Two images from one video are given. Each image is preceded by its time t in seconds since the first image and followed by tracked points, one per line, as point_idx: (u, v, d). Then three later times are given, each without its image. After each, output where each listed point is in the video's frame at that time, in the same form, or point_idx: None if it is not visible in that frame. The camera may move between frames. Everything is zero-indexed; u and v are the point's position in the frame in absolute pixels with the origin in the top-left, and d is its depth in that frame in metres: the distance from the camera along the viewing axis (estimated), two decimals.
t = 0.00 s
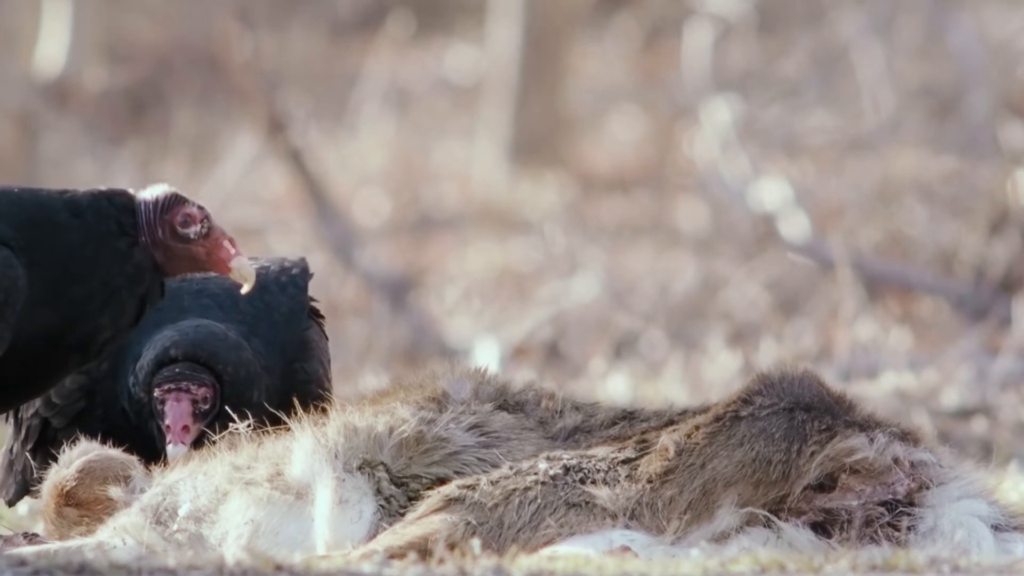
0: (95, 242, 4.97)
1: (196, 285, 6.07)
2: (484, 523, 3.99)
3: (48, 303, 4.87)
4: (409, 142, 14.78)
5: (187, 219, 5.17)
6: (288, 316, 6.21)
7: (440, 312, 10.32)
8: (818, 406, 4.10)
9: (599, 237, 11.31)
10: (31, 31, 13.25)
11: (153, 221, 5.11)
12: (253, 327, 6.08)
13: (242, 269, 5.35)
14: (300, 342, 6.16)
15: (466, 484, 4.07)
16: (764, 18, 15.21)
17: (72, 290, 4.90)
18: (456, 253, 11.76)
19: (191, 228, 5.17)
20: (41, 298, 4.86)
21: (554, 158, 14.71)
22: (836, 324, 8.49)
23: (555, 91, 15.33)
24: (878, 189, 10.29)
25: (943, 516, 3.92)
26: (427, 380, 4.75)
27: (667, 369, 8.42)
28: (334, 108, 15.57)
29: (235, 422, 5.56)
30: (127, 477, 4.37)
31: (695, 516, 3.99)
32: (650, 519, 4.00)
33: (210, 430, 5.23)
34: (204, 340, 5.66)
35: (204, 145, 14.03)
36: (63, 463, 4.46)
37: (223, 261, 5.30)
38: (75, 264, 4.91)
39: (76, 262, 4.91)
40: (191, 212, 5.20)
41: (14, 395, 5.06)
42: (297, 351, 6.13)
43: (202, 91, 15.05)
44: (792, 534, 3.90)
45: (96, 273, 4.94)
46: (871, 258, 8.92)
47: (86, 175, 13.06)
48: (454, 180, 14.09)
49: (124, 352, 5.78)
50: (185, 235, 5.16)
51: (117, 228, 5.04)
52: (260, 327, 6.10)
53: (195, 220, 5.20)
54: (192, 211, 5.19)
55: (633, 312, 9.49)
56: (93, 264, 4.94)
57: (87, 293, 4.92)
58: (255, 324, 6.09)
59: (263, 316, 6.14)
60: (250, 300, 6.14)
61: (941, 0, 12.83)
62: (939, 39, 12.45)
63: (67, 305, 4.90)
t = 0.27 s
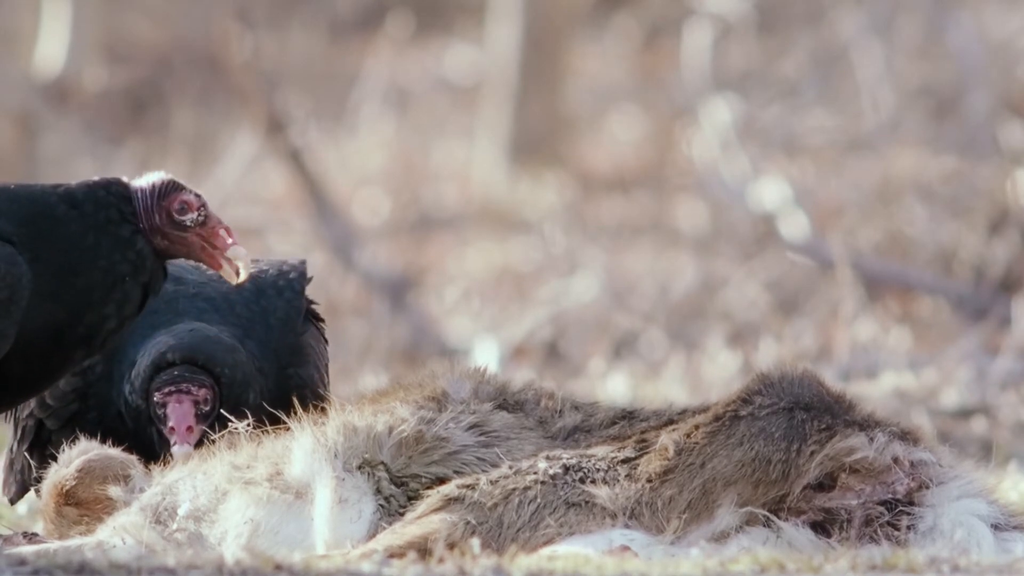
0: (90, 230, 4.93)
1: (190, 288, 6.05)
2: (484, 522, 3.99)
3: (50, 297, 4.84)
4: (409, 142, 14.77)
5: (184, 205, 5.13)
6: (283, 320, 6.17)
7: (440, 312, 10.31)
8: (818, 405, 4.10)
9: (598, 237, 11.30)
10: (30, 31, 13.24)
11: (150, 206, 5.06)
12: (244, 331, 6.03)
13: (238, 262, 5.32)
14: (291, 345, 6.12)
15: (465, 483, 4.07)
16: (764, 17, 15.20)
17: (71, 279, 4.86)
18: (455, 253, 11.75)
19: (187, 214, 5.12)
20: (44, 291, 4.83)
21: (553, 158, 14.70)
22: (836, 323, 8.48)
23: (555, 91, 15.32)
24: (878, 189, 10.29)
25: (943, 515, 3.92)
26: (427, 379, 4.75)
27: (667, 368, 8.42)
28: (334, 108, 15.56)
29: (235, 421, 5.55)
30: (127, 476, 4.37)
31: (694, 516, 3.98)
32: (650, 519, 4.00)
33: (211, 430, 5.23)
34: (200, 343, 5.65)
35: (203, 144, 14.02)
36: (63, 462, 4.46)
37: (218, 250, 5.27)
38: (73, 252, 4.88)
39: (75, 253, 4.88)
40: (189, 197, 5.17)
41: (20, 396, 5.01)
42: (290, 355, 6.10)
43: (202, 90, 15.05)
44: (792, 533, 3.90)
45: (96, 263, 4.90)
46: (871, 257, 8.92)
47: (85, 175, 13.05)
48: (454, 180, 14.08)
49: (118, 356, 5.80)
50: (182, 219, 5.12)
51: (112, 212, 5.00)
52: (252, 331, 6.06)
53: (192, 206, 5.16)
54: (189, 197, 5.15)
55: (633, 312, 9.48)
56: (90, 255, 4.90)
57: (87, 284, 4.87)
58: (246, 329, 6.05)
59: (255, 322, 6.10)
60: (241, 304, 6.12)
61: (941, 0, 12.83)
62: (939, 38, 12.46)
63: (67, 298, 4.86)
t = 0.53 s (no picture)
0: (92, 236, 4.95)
1: (198, 291, 6.04)
2: (483, 522, 4.00)
3: (60, 302, 4.84)
4: (408, 142, 14.76)
5: (189, 210, 5.13)
6: (299, 324, 6.15)
7: (440, 312, 10.31)
8: (817, 405, 4.09)
9: (598, 237, 11.30)
10: (30, 31, 13.24)
11: (155, 211, 5.07)
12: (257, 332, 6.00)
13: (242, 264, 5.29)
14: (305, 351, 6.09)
15: (465, 483, 4.07)
16: (764, 17, 15.20)
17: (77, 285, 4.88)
18: (455, 253, 11.75)
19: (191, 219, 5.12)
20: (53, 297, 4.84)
21: (553, 158, 14.70)
22: (836, 323, 8.48)
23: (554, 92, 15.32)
24: (878, 189, 10.29)
25: (943, 515, 3.93)
26: (427, 379, 4.74)
27: (667, 368, 8.42)
28: (334, 108, 15.56)
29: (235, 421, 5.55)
30: (126, 476, 4.37)
31: (694, 516, 3.98)
32: (650, 518, 4.00)
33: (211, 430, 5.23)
34: (198, 342, 5.65)
35: (203, 145, 14.01)
36: (62, 462, 4.46)
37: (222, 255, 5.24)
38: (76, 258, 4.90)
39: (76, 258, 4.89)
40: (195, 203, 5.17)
41: (24, 403, 5.01)
42: (304, 362, 6.07)
43: (202, 90, 15.04)
44: (792, 533, 3.90)
45: (100, 269, 4.91)
46: (871, 257, 8.92)
47: (85, 176, 13.05)
48: (454, 180, 14.07)
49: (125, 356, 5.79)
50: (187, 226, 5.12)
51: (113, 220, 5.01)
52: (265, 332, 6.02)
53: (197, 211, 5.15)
54: (193, 201, 5.16)
55: (633, 312, 9.47)
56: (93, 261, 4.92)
57: (95, 290, 4.89)
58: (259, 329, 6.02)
59: (270, 324, 6.07)
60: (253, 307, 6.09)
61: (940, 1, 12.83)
62: (938, 38, 12.46)
63: (75, 304, 4.86)
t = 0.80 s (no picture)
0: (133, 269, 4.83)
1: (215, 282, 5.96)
2: (483, 521, 4.00)
3: (91, 328, 4.70)
4: (408, 142, 14.75)
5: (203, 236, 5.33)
6: (316, 314, 6.02)
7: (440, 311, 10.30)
8: (817, 405, 4.10)
9: (598, 237, 11.30)
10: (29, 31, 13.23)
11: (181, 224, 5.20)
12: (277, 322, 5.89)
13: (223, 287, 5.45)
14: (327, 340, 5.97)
15: (465, 482, 4.08)
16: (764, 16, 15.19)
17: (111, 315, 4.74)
18: (454, 252, 11.74)
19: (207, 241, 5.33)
20: (90, 330, 4.71)
21: (552, 158, 14.69)
22: (836, 322, 8.48)
23: (553, 92, 15.31)
24: (877, 189, 10.29)
25: (942, 515, 3.92)
26: (426, 379, 4.74)
27: (666, 368, 8.41)
28: (334, 108, 15.56)
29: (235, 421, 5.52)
30: (126, 476, 4.37)
31: (694, 515, 3.99)
32: (650, 518, 4.00)
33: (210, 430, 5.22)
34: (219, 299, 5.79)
35: (202, 145, 14.00)
36: (62, 462, 4.47)
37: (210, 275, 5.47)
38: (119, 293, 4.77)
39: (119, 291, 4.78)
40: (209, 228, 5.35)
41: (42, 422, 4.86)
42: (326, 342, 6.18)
43: (202, 90, 15.03)
44: (791, 532, 3.88)
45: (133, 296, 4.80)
46: (871, 256, 8.92)
47: (84, 176, 13.04)
48: (453, 180, 14.06)
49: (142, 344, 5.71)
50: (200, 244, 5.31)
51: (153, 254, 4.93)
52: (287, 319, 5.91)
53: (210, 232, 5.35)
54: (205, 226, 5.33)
55: (633, 311, 9.47)
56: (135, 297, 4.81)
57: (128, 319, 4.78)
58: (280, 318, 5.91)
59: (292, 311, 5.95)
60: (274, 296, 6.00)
61: None
62: (938, 38, 12.46)
63: (110, 335, 4.75)
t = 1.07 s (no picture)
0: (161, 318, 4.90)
1: (201, 287, 5.88)
2: (483, 520, 4.00)
3: (128, 360, 4.81)
4: (408, 141, 14.74)
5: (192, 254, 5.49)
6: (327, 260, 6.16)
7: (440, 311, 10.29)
8: (817, 404, 4.10)
9: (598, 237, 11.30)
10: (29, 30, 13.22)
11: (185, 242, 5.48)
12: (276, 289, 5.83)
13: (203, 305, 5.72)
14: (333, 265, 5.79)
15: (465, 482, 4.09)
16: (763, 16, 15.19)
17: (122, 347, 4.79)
18: (454, 252, 11.74)
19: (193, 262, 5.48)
20: (118, 353, 4.78)
21: (552, 158, 14.68)
22: (836, 322, 8.48)
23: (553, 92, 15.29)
24: (877, 190, 10.29)
25: (942, 514, 3.92)
26: (426, 378, 4.74)
27: (667, 367, 8.40)
28: (334, 108, 15.55)
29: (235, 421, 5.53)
30: (126, 475, 4.37)
31: (693, 515, 3.99)
32: (649, 517, 4.01)
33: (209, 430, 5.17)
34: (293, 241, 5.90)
35: (203, 144, 14.00)
36: (62, 462, 4.47)
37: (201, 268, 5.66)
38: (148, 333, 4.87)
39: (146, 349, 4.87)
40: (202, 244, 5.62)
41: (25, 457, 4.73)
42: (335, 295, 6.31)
43: (202, 90, 15.03)
44: (791, 531, 3.88)
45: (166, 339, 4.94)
46: (871, 256, 8.92)
47: (85, 175, 13.03)
48: (454, 180, 14.06)
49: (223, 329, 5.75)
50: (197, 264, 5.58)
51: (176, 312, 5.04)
52: (288, 279, 5.82)
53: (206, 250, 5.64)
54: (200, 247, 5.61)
55: (632, 310, 9.46)
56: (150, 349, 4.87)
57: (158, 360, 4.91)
58: (278, 285, 5.84)
59: (290, 267, 5.83)
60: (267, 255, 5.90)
61: None
62: (938, 38, 12.46)
63: (131, 374, 4.82)
